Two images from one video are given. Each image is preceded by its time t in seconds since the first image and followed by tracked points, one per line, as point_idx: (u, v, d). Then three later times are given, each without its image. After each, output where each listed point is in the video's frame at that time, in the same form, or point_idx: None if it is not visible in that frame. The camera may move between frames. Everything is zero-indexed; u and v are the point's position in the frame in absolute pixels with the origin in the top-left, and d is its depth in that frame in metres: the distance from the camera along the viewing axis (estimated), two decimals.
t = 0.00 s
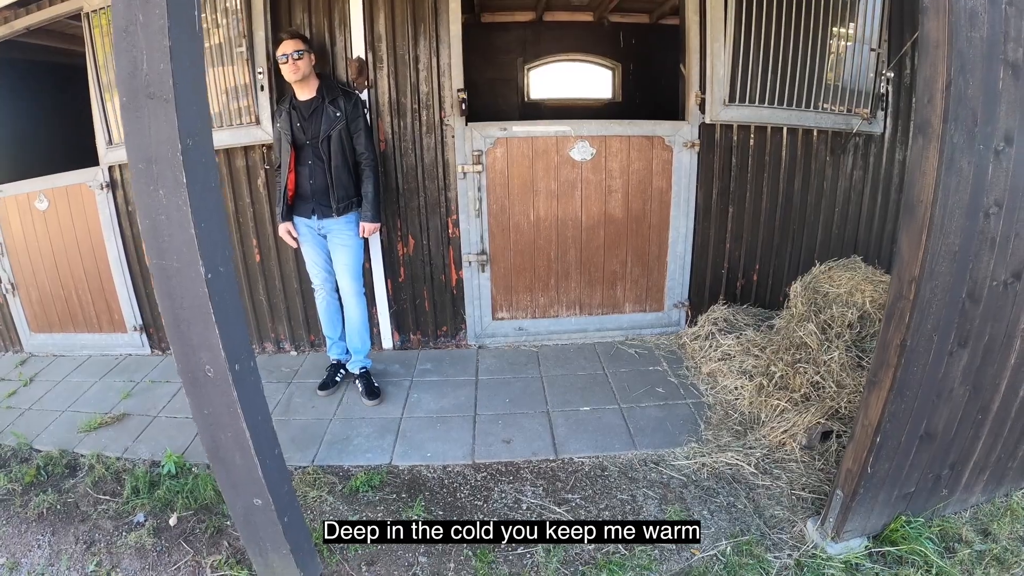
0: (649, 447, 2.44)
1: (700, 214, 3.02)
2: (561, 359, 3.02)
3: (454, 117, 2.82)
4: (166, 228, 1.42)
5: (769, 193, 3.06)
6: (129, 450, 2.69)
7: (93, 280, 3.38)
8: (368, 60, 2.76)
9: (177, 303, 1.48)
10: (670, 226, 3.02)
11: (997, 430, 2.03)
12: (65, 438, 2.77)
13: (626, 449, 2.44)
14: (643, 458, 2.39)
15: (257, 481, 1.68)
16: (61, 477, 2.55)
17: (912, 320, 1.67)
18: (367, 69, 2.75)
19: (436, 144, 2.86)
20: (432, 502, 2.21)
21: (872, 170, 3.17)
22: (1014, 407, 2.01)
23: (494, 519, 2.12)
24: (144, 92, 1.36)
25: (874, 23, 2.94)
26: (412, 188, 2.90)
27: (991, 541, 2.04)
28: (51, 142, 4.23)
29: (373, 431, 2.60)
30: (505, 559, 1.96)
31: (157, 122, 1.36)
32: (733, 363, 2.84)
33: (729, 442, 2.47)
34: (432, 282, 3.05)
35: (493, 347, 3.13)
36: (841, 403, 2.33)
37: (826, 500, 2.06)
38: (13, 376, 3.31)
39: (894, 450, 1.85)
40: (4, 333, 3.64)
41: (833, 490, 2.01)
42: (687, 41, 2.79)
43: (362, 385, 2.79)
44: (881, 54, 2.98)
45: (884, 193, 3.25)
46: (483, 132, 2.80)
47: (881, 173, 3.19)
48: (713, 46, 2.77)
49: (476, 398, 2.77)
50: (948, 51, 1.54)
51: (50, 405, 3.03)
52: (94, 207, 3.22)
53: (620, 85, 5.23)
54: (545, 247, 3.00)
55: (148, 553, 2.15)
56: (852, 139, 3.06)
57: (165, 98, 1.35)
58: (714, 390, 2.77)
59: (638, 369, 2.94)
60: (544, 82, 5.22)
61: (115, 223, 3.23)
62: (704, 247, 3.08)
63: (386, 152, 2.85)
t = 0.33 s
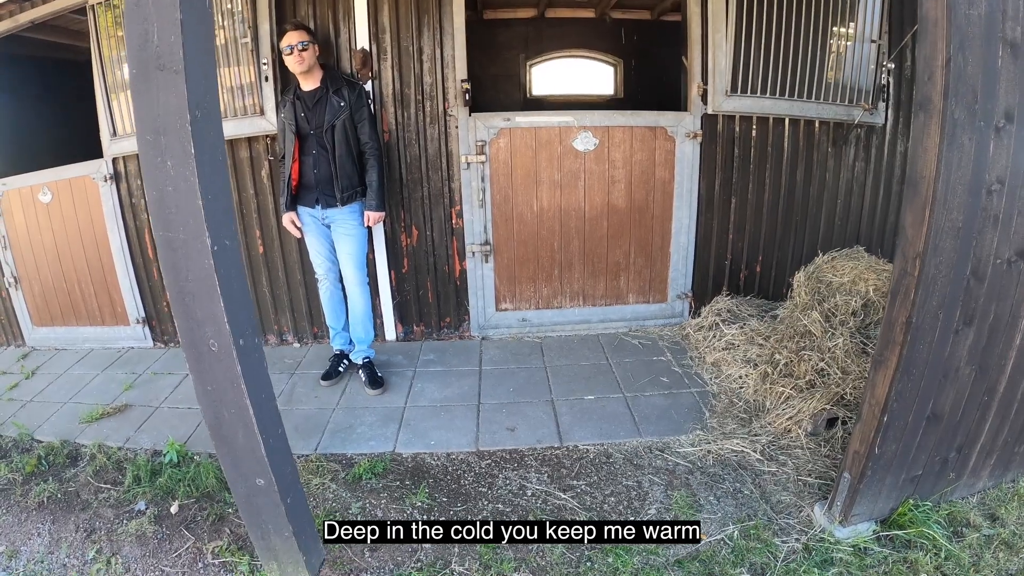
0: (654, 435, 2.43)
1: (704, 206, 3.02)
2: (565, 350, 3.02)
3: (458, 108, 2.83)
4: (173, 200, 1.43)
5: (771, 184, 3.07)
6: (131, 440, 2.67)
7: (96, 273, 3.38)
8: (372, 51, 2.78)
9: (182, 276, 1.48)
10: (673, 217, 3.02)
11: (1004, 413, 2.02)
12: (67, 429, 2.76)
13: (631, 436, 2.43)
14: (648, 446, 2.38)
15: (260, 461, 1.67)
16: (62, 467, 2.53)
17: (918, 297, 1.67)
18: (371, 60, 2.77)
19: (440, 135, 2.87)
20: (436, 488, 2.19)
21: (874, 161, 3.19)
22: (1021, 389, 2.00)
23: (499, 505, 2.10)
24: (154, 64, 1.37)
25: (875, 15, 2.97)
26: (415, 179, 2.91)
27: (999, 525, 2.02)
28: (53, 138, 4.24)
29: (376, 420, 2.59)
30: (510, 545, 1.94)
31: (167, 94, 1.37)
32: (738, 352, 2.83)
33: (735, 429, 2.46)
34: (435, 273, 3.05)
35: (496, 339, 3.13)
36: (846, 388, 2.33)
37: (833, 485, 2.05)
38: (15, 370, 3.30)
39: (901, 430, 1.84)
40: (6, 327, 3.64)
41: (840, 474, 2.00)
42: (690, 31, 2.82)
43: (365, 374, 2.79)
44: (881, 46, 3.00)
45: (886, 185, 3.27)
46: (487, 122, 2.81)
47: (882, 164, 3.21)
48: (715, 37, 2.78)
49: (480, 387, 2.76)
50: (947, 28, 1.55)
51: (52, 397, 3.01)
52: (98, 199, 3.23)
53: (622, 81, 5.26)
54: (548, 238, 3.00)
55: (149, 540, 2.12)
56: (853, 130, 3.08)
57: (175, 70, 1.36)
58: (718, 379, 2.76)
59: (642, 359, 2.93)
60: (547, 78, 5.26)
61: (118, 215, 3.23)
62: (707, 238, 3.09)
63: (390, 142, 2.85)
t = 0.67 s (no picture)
0: (661, 430, 2.41)
1: (708, 201, 3.01)
2: (570, 346, 3.00)
3: (462, 103, 2.82)
4: (177, 183, 1.41)
5: (776, 179, 3.06)
6: (131, 438, 2.64)
7: (97, 271, 3.35)
8: (375, 46, 2.77)
9: (185, 262, 1.46)
10: (678, 212, 3.01)
11: (1014, 403, 2.00)
12: (67, 427, 2.73)
13: (638, 431, 2.41)
14: (655, 441, 2.35)
15: (263, 453, 1.64)
16: (62, 464, 2.50)
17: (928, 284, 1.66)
18: (374, 55, 2.76)
19: (443, 130, 2.86)
20: (441, 484, 2.16)
21: (877, 156, 3.19)
22: None
23: (506, 501, 2.07)
24: (159, 46, 1.35)
25: (878, 9, 2.96)
26: (419, 174, 2.90)
27: (1011, 517, 2.00)
28: (54, 137, 4.23)
29: (380, 416, 2.56)
30: (518, 540, 1.91)
31: (171, 76, 1.35)
32: (744, 347, 2.82)
33: (742, 424, 2.44)
34: (439, 269, 3.03)
35: (501, 335, 3.11)
36: (855, 381, 2.31)
37: (843, 478, 2.03)
38: (16, 368, 3.27)
39: (912, 421, 1.83)
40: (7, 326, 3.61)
41: (850, 466, 1.98)
42: (694, 26, 2.81)
43: (369, 371, 2.76)
44: (885, 40, 3.00)
45: (890, 180, 3.27)
46: (490, 117, 2.80)
47: (886, 159, 3.22)
48: (719, 31, 2.78)
49: (485, 383, 2.73)
50: (953, 13, 1.54)
51: (52, 395, 2.98)
52: (99, 197, 3.21)
53: (625, 79, 5.27)
54: (553, 233, 2.99)
55: (149, 537, 2.09)
56: (857, 124, 3.08)
57: (179, 51, 1.34)
58: (725, 373, 2.75)
59: (648, 354, 2.91)
60: (549, 76, 5.27)
61: (120, 212, 3.21)
62: (712, 233, 3.08)
63: (393, 137, 2.84)
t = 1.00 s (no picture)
0: (679, 431, 2.36)
1: (721, 198, 2.98)
2: (583, 346, 2.95)
3: (472, 99, 2.78)
4: (188, 170, 1.35)
5: (788, 176, 3.04)
6: (134, 442, 2.55)
7: (98, 271, 3.27)
8: (384, 41, 2.71)
9: (196, 255, 1.40)
10: (691, 209, 2.98)
11: None
12: (68, 430, 2.64)
13: (656, 432, 2.36)
14: (674, 441, 2.31)
15: (278, 457, 1.58)
16: (63, 469, 2.41)
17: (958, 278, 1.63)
18: (383, 50, 2.71)
19: (453, 126, 2.81)
20: (458, 488, 2.10)
21: (889, 154, 3.18)
22: None
23: (525, 505, 2.02)
24: (170, 25, 1.29)
25: (889, 6, 2.95)
26: (428, 171, 2.84)
27: None
28: (54, 136, 4.14)
29: (392, 418, 2.49)
30: (540, 545, 1.85)
31: (183, 57, 1.29)
32: (760, 346, 2.78)
33: (762, 423, 2.40)
34: (448, 268, 2.98)
35: (512, 336, 3.06)
36: (875, 379, 2.28)
37: (868, 477, 1.99)
38: (15, 370, 3.18)
39: (939, 418, 1.79)
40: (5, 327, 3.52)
41: (876, 464, 1.94)
42: (706, 21, 2.78)
43: (379, 372, 2.70)
44: (896, 37, 2.99)
45: (901, 178, 3.26)
46: (502, 113, 2.75)
47: (898, 156, 3.21)
48: (732, 27, 2.74)
49: (498, 384, 2.68)
50: (982, 4, 1.51)
51: (52, 398, 2.89)
52: (101, 195, 3.12)
53: (631, 78, 5.28)
54: (565, 232, 2.95)
55: (155, 545, 2.01)
56: (869, 122, 3.07)
57: (193, 31, 1.28)
58: (741, 373, 2.71)
59: (662, 354, 2.87)
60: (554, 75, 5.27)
61: (122, 211, 3.13)
62: (725, 232, 3.05)
63: (402, 134, 2.79)
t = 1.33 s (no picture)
0: (707, 430, 2.33)
1: (740, 197, 2.97)
2: (604, 346, 2.92)
3: (492, 96, 2.74)
4: (223, 155, 1.29)
5: (806, 174, 3.04)
6: (146, 447, 2.47)
7: (105, 272, 3.17)
8: (402, 37, 2.66)
9: (231, 248, 1.34)
10: (710, 208, 2.96)
11: None
12: (76, 436, 2.55)
13: (684, 432, 2.33)
14: (704, 441, 2.28)
15: (313, 462, 1.51)
16: (71, 477, 2.32)
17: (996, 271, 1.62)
18: (401, 45, 2.66)
19: (472, 124, 2.77)
20: (488, 492, 2.05)
21: (904, 153, 3.21)
22: None
23: (558, 507, 1.97)
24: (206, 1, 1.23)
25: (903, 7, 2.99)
26: (446, 169, 2.80)
27: None
28: (57, 136, 4.04)
29: (414, 421, 2.44)
30: (577, 548, 1.80)
31: (218, 35, 1.23)
32: (782, 345, 2.77)
33: (789, 422, 2.38)
34: (466, 268, 2.93)
35: (531, 337, 3.02)
36: (903, 376, 2.28)
37: (901, 473, 1.98)
38: (18, 375, 3.07)
39: (974, 412, 1.78)
40: (7, 331, 3.41)
41: (909, 460, 1.93)
42: (725, 18, 2.77)
43: (398, 374, 2.65)
44: (910, 36, 3.02)
45: (915, 176, 3.30)
46: (522, 110, 2.72)
47: (912, 155, 3.25)
48: (751, 26, 2.73)
49: (520, 386, 2.63)
50: None
51: (57, 402, 2.79)
52: (108, 195, 3.03)
53: (641, 78, 5.32)
54: (585, 231, 2.92)
55: (172, 555, 1.92)
56: (885, 121, 3.09)
57: (230, 7, 1.22)
58: (764, 372, 2.69)
59: (684, 353, 2.85)
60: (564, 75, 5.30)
61: (130, 211, 3.04)
62: (744, 231, 3.04)
63: (420, 132, 2.74)
